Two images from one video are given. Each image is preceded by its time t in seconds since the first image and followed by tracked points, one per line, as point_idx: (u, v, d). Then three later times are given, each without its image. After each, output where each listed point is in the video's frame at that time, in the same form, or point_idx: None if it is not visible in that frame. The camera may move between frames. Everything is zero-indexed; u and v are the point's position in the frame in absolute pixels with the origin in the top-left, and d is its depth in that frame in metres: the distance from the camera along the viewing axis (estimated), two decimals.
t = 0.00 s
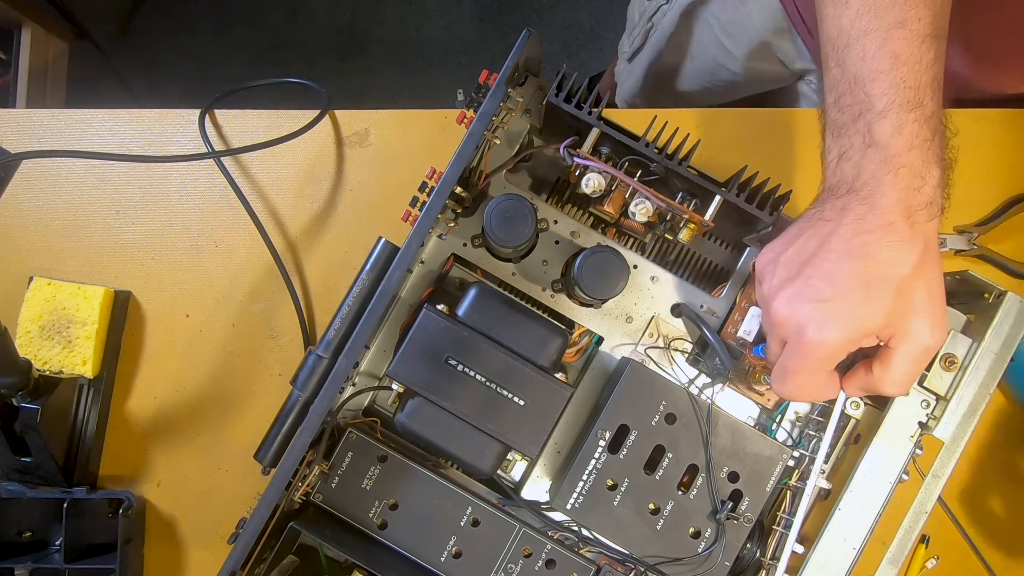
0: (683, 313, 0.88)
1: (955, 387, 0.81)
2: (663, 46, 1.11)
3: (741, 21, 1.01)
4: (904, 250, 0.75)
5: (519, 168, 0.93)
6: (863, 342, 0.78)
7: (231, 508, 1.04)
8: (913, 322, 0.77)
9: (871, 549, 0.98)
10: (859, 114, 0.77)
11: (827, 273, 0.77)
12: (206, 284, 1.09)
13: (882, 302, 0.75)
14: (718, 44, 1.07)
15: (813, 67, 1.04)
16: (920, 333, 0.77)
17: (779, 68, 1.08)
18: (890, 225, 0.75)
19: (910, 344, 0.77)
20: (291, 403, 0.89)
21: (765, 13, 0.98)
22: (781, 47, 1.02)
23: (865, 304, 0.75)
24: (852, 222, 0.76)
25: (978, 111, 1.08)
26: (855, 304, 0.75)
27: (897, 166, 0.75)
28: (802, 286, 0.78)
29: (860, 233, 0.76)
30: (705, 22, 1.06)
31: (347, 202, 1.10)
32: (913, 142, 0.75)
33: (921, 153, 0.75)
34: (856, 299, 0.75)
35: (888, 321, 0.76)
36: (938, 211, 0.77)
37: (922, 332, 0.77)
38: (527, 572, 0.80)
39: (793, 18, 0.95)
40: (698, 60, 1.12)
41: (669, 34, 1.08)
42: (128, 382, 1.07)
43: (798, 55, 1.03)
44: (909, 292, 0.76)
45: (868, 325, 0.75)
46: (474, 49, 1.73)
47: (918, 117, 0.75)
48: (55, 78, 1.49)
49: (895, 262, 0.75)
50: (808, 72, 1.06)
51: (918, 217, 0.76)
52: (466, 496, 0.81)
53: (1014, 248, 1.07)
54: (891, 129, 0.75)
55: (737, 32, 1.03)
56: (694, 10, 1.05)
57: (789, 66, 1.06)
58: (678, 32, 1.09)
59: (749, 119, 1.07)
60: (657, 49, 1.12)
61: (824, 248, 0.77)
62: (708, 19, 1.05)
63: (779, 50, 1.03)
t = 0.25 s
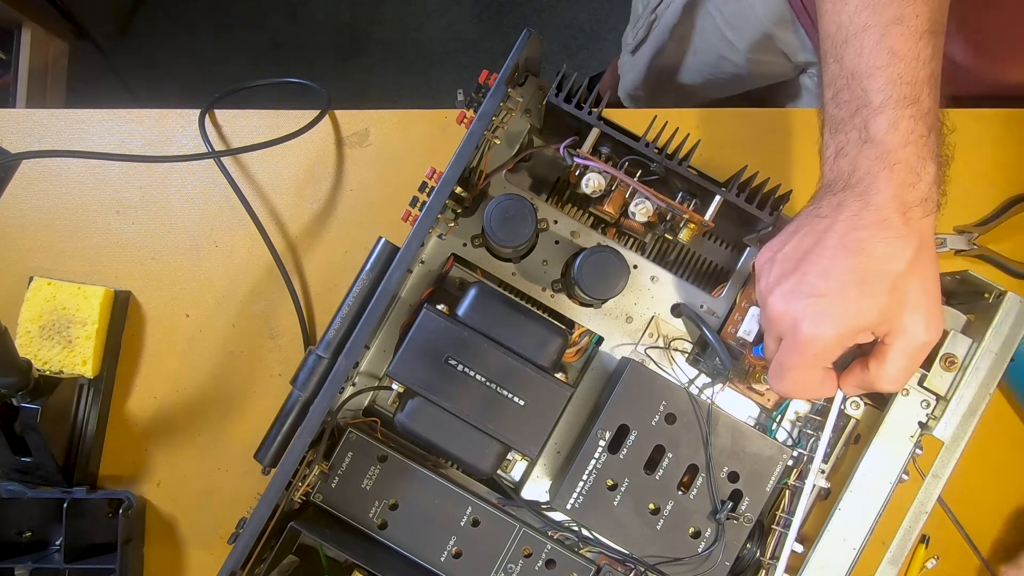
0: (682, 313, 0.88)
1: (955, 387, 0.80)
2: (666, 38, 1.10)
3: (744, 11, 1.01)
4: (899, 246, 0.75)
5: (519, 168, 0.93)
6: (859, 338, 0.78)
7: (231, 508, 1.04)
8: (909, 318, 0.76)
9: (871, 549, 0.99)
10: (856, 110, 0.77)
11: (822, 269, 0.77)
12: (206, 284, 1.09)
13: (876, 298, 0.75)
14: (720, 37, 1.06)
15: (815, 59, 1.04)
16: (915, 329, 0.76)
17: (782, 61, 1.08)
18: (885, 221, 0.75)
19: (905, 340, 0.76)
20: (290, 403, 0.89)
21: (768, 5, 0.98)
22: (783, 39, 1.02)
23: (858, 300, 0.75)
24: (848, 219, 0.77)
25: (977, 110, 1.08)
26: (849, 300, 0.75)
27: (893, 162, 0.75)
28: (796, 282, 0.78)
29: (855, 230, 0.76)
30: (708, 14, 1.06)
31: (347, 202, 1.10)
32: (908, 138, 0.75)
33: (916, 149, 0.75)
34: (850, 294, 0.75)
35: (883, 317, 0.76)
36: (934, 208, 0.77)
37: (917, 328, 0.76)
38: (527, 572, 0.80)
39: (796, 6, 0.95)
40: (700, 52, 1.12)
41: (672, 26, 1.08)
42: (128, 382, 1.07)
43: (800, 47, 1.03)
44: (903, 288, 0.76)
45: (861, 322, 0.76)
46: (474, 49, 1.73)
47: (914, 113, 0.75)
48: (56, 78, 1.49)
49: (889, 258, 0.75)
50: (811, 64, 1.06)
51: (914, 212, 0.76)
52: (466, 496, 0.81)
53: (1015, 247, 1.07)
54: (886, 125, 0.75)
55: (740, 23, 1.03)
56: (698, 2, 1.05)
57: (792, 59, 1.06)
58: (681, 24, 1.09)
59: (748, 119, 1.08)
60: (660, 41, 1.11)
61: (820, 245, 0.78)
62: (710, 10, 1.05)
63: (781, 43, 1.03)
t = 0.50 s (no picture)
0: (682, 313, 0.88)
1: (955, 387, 0.80)
2: (669, 35, 1.10)
3: (748, 11, 1.00)
4: (899, 245, 0.75)
5: (520, 168, 0.93)
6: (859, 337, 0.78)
7: (231, 508, 1.04)
8: (908, 317, 0.76)
9: (871, 549, 0.98)
10: (857, 109, 0.77)
11: (822, 268, 0.77)
12: (206, 284, 1.09)
13: (876, 297, 0.75)
14: (723, 35, 1.06)
15: (818, 58, 1.03)
16: (915, 328, 0.76)
17: (785, 60, 1.08)
18: (885, 220, 0.75)
19: (904, 340, 0.76)
20: (290, 403, 0.89)
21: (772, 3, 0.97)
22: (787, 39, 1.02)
23: (858, 299, 0.75)
24: (848, 218, 0.77)
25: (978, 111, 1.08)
26: (849, 299, 0.75)
27: (893, 162, 0.75)
28: (797, 282, 0.78)
29: (855, 229, 0.76)
30: (711, 12, 1.06)
31: (347, 202, 1.10)
32: (909, 138, 0.75)
33: (917, 149, 0.75)
34: (850, 294, 0.75)
35: (882, 316, 0.76)
36: (934, 208, 0.77)
37: (916, 327, 0.76)
38: (527, 572, 0.80)
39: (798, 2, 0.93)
40: (701, 50, 1.12)
41: (675, 24, 1.08)
42: (128, 382, 1.07)
43: (803, 45, 1.02)
44: (903, 287, 0.76)
45: (861, 321, 0.76)
46: (474, 49, 1.73)
47: (915, 113, 0.75)
48: (56, 78, 1.49)
49: (889, 257, 0.75)
50: (813, 63, 1.06)
51: (914, 212, 0.75)
52: (466, 496, 0.81)
53: (1015, 247, 1.07)
54: (887, 124, 0.75)
55: (743, 22, 1.02)
56: None
57: (795, 57, 1.06)
58: (683, 22, 1.09)
59: (748, 119, 1.08)
60: (663, 39, 1.11)
61: (820, 245, 0.78)
62: (713, 9, 1.05)
63: (784, 41, 1.03)
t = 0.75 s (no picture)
0: (682, 313, 0.88)
1: (955, 387, 0.80)
2: (670, 35, 1.10)
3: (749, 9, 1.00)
4: (899, 244, 0.75)
5: (519, 168, 0.93)
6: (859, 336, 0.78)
7: (231, 508, 1.04)
8: (908, 317, 0.76)
9: (872, 550, 0.98)
10: (858, 108, 0.77)
11: (822, 267, 0.77)
12: (206, 284, 1.08)
13: (876, 296, 0.75)
14: (724, 32, 1.06)
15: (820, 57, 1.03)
16: (915, 328, 0.76)
17: (787, 60, 1.08)
18: (884, 219, 0.75)
19: (904, 339, 0.76)
20: (290, 403, 0.89)
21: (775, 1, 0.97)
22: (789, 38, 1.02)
23: (858, 297, 0.75)
24: (848, 217, 0.77)
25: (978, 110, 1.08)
26: (850, 297, 0.75)
27: (893, 161, 0.75)
28: (797, 280, 0.78)
29: (854, 228, 0.76)
30: (712, 9, 1.06)
31: (347, 201, 1.10)
32: (909, 137, 0.75)
33: (917, 149, 0.75)
34: (851, 292, 0.75)
35: (882, 315, 0.76)
36: (935, 207, 0.77)
37: (916, 326, 0.76)
38: (528, 572, 0.80)
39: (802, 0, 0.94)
40: (703, 48, 1.12)
41: (676, 24, 1.08)
42: (128, 382, 1.07)
43: (805, 43, 1.02)
44: (904, 286, 0.76)
45: (861, 319, 0.76)
46: (474, 49, 1.73)
47: (916, 113, 0.75)
48: (56, 78, 1.49)
49: (888, 256, 0.75)
50: (816, 62, 1.06)
51: (913, 211, 0.75)
52: (466, 496, 0.81)
53: (1015, 247, 1.07)
54: (887, 123, 0.75)
55: (744, 19, 1.02)
56: None
57: (797, 56, 1.06)
58: (684, 20, 1.09)
59: (748, 119, 1.08)
60: (663, 38, 1.11)
61: (820, 244, 0.78)
62: (714, 6, 1.05)
63: (786, 39, 1.03)
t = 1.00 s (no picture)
0: (682, 313, 0.88)
1: (955, 387, 0.80)
2: (670, 30, 1.10)
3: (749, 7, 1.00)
4: (902, 243, 0.75)
5: (519, 168, 0.93)
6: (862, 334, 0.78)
7: (231, 508, 1.04)
8: (911, 315, 0.76)
9: (872, 550, 0.98)
10: (862, 110, 0.77)
11: (826, 265, 0.77)
12: (206, 284, 1.09)
13: (881, 294, 0.75)
14: (724, 30, 1.06)
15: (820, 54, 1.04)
16: (918, 326, 0.76)
17: (788, 56, 1.08)
18: (889, 218, 0.75)
19: (907, 337, 0.76)
20: (290, 403, 0.89)
21: None
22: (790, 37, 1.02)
23: (862, 294, 0.75)
24: (852, 216, 0.77)
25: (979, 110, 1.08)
26: (855, 294, 0.75)
27: (896, 163, 0.75)
28: (801, 278, 0.78)
29: (859, 227, 0.76)
30: (713, 7, 1.06)
31: (347, 201, 1.10)
32: (913, 139, 0.75)
33: (921, 150, 0.76)
34: (855, 290, 0.76)
35: (886, 313, 0.76)
36: (938, 208, 0.77)
37: (919, 325, 0.76)
38: (527, 572, 0.80)
39: None
40: (702, 45, 1.12)
41: (675, 19, 1.08)
42: (128, 382, 1.07)
43: (806, 41, 1.03)
44: (907, 285, 0.76)
45: (866, 317, 0.75)
46: (474, 49, 1.73)
47: (920, 115, 0.75)
48: (56, 78, 1.49)
49: (892, 254, 0.75)
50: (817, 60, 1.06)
51: (918, 212, 0.75)
52: (466, 496, 0.81)
53: (1015, 248, 1.07)
54: (892, 125, 0.75)
55: (745, 18, 1.02)
56: None
57: (797, 54, 1.06)
58: (684, 18, 1.09)
59: (748, 119, 1.08)
60: (662, 34, 1.11)
61: (824, 242, 0.78)
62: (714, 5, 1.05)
63: (786, 36, 1.03)
